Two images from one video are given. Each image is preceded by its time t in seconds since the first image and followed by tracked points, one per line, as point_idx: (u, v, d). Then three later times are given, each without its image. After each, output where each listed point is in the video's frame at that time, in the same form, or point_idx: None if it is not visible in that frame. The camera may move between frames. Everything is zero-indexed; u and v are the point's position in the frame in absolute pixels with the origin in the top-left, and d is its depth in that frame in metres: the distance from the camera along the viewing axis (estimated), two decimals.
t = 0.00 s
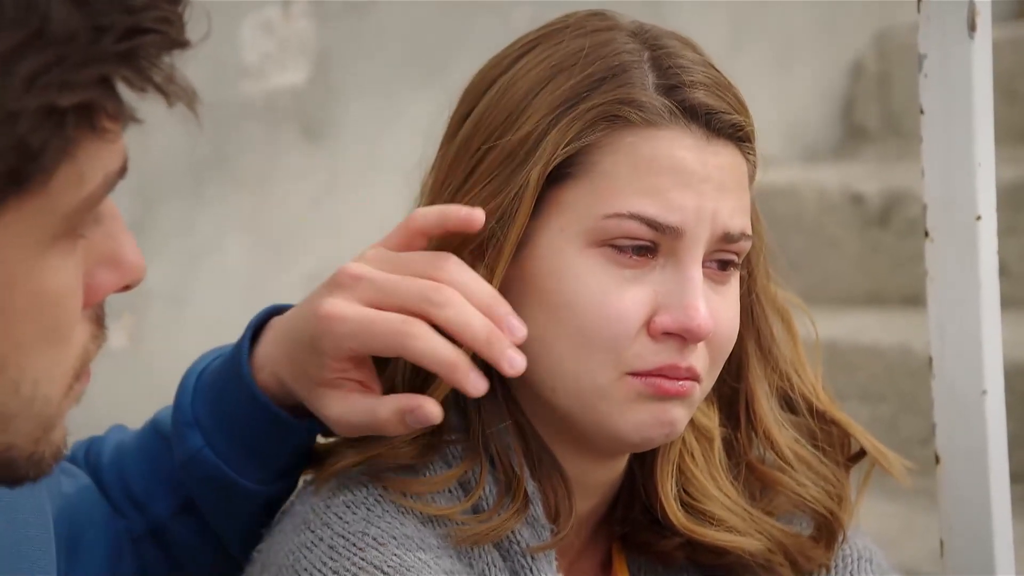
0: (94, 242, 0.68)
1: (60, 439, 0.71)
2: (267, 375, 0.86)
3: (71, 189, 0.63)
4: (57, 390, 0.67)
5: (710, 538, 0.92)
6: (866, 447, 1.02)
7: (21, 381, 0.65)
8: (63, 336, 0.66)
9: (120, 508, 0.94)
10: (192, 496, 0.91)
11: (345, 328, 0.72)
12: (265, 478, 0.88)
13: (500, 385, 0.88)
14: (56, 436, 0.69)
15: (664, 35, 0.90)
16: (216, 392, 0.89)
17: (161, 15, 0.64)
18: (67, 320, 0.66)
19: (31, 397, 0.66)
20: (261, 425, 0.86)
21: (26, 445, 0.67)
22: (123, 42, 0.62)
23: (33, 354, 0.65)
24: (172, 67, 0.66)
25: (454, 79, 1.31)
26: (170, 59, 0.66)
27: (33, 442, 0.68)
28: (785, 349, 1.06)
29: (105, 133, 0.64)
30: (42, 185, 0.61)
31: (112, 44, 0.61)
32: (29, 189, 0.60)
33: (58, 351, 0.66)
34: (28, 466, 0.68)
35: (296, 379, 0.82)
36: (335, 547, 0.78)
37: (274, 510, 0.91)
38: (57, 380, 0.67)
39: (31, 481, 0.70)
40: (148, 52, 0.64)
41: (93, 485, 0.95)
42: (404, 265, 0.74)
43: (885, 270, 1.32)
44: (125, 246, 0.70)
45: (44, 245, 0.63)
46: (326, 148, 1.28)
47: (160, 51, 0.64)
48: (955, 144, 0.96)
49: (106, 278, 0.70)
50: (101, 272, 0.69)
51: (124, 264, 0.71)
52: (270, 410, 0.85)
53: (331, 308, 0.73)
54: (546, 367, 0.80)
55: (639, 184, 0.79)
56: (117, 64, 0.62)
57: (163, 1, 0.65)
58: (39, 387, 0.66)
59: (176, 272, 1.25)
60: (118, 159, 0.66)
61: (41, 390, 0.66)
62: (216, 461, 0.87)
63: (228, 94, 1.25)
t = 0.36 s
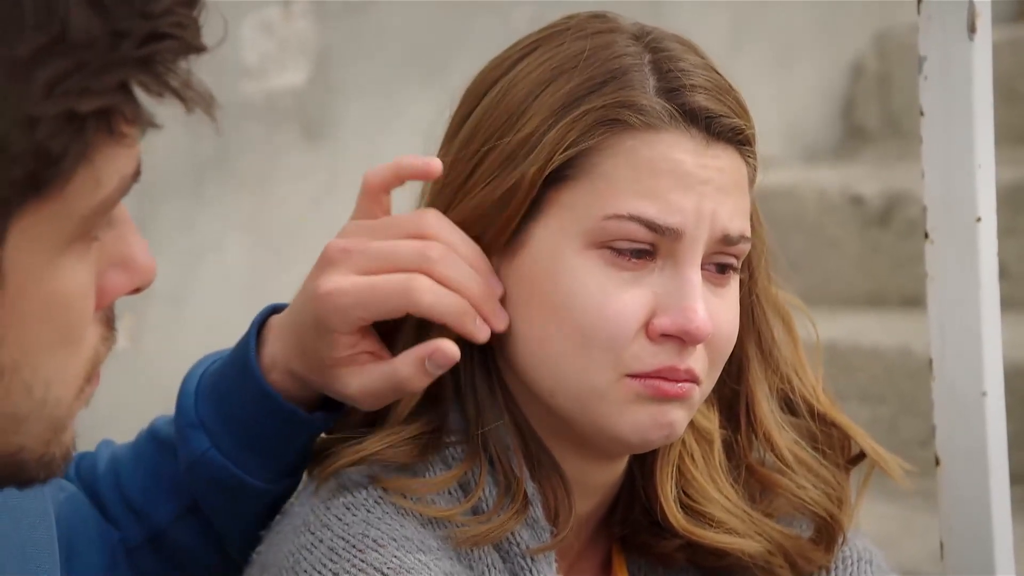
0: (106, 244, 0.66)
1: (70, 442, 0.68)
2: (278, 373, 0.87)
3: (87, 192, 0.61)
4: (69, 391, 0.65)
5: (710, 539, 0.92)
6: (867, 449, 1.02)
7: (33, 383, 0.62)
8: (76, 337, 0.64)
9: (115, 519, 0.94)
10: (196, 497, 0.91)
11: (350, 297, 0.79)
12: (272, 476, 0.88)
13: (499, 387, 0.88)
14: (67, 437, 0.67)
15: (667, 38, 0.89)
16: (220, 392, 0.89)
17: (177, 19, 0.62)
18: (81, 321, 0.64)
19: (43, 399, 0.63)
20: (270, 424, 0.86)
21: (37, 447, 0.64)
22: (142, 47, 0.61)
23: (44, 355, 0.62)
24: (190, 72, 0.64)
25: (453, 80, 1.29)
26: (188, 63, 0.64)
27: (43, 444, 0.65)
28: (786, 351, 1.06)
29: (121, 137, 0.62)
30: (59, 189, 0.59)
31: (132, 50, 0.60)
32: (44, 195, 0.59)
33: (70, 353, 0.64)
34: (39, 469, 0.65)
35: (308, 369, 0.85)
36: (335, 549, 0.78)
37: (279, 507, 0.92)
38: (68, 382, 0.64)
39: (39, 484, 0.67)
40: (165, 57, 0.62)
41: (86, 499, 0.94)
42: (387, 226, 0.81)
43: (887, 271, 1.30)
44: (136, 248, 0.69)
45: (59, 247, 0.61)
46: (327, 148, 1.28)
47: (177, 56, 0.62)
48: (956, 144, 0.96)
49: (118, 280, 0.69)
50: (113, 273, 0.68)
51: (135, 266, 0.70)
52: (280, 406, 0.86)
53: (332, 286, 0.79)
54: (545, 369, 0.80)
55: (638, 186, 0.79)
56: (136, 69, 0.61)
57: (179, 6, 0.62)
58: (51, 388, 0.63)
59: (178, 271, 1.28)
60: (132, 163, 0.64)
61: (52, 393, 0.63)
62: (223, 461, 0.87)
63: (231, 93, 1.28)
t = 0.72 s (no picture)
0: (105, 244, 0.67)
1: (68, 441, 0.67)
2: (282, 366, 0.88)
3: (86, 190, 0.61)
4: (67, 391, 0.65)
5: (707, 542, 0.92)
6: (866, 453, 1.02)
7: (32, 383, 0.62)
8: (74, 337, 0.64)
9: (115, 523, 0.93)
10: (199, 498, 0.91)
11: (343, 256, 0.81)
12: (276, 474, 0.88)
13: (498, 389, 0.88)
14: (65, 436, 0.67)
15: (668, 41, 0.89)
16: (222, 391, 0.89)
17: (174, 18, 0.62)
18: (79, 320, 0.64)
19: (42, 399, 0.63)
20: (275, 422, 0.87)
21: (36, 446, 0.64)
22: (139, 46, 0.61)
23: (44, 355, 0.62)
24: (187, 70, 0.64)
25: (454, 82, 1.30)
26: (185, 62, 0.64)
27: (42, 443, 0.64)
28: (786, 353, 1.06)
29: (117, 135, 0.62)
30: (58, 188, 0.60)
31: (130, 48, 0.60)
32: (43, 195, 0.59)
33: (70, 353, 0.64)
34: (37, 468, 0.65)
35: (311, 351, 0.86)
36: (333, 551, 0.77)
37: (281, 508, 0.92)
38: (68, 382, 0.64)
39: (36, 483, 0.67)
40: (161, 56, 0.62)
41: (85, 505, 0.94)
42: (357, 187, 0.85)
43: (885, 272, 1.31)
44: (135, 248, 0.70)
45: (58, 246, 0.61)
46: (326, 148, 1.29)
47: (175, 55, 0.62)
48: (953, 145, 0.96)
49: (116, 279, 0.69)
50: (112, 272, 0.68)
51: (132, 265, 0.70)
52: (286, 403, 0.86)
53: (319, 256, 0.82)
54: (541, 371, 0.80)
55: (635, 189, 0.79)
56: (133, 68, 0.61)
57: (177, 5, 0.62)
58: (50, 388, 0.63)
59: (176, 272, 1.27)
60: (129, 161, 0.65)
61: (51, 391, 0.63)
62: (228, 460, 0.87)
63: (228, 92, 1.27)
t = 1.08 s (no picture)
0: (112, 250, 0.67)
1: (74, 445, 0.67)
2: (292, 364, 0.88)
3: (97, 197, 0.61)
4: (74, 396, 0.64)
5: (708, 546, 0.93)
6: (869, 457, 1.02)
7: (39, 387, 0.62)
8: (82, 342, 0.63)
9: (119, 532, 0.93)
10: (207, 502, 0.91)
11: (334, 219, 0.85)
12: (284, 476, 0.89)
13: (500, 391, 0.88)
14: (71, 441, 0.66)
15: (674, 44, 0.89)
16: (230, 394, 0.89)
17: (187, 25, 0.61)
18: (87, 324, 0.63)
19: (50, 403, 0.62)
20: (284, 423, 0.87)
21: (42, 450, 0.63)
22: (152, 54, 0.60)
23: (51, 359, 0.62)
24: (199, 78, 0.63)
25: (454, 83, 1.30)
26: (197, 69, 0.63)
27: (48, 447, 0.64)
28: (790, 356, 1.06)
29: (128, 142, 0.62)
30: (68, 194, 0.59)
31: (142, 56, 0.59)
32: (52, 200, 0.59)
33: (77, 357, 0.64)
34: (43, 471, 0.64)
35: (316, 331, 0.87)
36: (335, 553, 0.78)
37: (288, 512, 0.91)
38: (75, 387, 0.64)
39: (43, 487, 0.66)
40: (174, 64, 0.61)
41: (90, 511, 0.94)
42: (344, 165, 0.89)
43: (885, 274, 1.31)
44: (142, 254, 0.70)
45: (66, 252, 0.61)
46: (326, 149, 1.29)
47: (188, 62, 0.61)
48: (953, 146, 0.97)
49: (123, 284, 0.69)
50: (119, 278, 0.68)
51: (139, 270, 0.70)
52: (298, 404, 0.86)
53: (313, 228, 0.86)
54: (542, 375, 0.80)
55: (637, 193, 0.79)
56: (146, 75, 0.60)
57: (188, 12, 0.61)
58: (57, 391, 0.63)
59: (179, 274, 1.27)
60: (139, 168, 0.64)
61: (59, 395, 0.63)
62: (236, 462, 0.87)
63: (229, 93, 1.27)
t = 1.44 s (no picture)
0: (123, 250, 0.66)
1: (83, 444, 0.67)
2: (290, 365, 0.89)
3: (110, 198, 0.61)
4: (83, 396, 0.64)
5: (710, 543, 0.93)
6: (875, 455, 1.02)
7: (49, 387, 0.62)
8: (92, 342, 0.63)
9: (111, 548, 0.93)
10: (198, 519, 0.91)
11: (336, 207, 0.89)
12: (277, 491, 0.88)
13: (505, 389, 0.88)
14: (80, 440, 0.66)
15: (683, 43, 0.89)
16: (223, 408, 0.89)
17: (201, 27, 0.61)
18: (98, 323, 0.63)
19: (59, 403, 0.62)
20: (277, 436, 0.87)
21: (50, 450, 0.63)
22: (166, 55, 0.60)
23: (60, 359, 0.62)
24: (212, 80, 0.63)
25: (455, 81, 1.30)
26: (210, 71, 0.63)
27: (57, 447, 0.64)
28: (796, 355, 1.06)
29: (142, 143, 0.62)
30: (81, 194, 0.59)
31: (158, 57, 0.59)
32: (65, 200, 0.58)
33: (87, 359, 0.64)
34: (53, 471, 0.64)
35: (314, 321, 0.88)
36: (340, 549, 0.78)
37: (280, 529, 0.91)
38: (85, 387, 0.64)
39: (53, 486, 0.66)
40: (188, 66, 0.61)
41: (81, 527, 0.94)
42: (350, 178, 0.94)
43: (886, 273, 1.32)
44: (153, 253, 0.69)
45: (76, 254, 0.61)
46: (327, 149, 1.29)
47: (201, 64, 0.61)
48: (955, 145, 0.97)
49: (133, 284, 0.68)
50: (129, 278, 0.68)
51: (150, 271, 0.70)
52: (288, 417, 0.87)
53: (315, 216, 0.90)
54: (548, 373, 0.80)
55: (643, 191, 0.79)
56: (161, 77, 0.60)
57: (201, 14, 0.61)
58: (66, 391, 0.63)
59: (180, 273, 1.28)
60: (152, 169, 0.64)
61: (68, 396, 0.63)
62: (227, 477, 0.87)
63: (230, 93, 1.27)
